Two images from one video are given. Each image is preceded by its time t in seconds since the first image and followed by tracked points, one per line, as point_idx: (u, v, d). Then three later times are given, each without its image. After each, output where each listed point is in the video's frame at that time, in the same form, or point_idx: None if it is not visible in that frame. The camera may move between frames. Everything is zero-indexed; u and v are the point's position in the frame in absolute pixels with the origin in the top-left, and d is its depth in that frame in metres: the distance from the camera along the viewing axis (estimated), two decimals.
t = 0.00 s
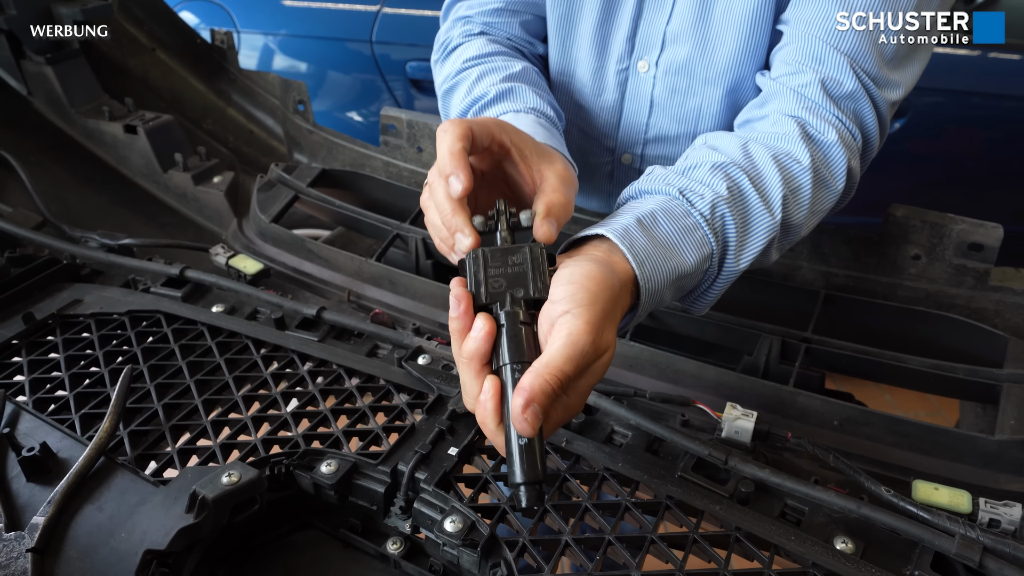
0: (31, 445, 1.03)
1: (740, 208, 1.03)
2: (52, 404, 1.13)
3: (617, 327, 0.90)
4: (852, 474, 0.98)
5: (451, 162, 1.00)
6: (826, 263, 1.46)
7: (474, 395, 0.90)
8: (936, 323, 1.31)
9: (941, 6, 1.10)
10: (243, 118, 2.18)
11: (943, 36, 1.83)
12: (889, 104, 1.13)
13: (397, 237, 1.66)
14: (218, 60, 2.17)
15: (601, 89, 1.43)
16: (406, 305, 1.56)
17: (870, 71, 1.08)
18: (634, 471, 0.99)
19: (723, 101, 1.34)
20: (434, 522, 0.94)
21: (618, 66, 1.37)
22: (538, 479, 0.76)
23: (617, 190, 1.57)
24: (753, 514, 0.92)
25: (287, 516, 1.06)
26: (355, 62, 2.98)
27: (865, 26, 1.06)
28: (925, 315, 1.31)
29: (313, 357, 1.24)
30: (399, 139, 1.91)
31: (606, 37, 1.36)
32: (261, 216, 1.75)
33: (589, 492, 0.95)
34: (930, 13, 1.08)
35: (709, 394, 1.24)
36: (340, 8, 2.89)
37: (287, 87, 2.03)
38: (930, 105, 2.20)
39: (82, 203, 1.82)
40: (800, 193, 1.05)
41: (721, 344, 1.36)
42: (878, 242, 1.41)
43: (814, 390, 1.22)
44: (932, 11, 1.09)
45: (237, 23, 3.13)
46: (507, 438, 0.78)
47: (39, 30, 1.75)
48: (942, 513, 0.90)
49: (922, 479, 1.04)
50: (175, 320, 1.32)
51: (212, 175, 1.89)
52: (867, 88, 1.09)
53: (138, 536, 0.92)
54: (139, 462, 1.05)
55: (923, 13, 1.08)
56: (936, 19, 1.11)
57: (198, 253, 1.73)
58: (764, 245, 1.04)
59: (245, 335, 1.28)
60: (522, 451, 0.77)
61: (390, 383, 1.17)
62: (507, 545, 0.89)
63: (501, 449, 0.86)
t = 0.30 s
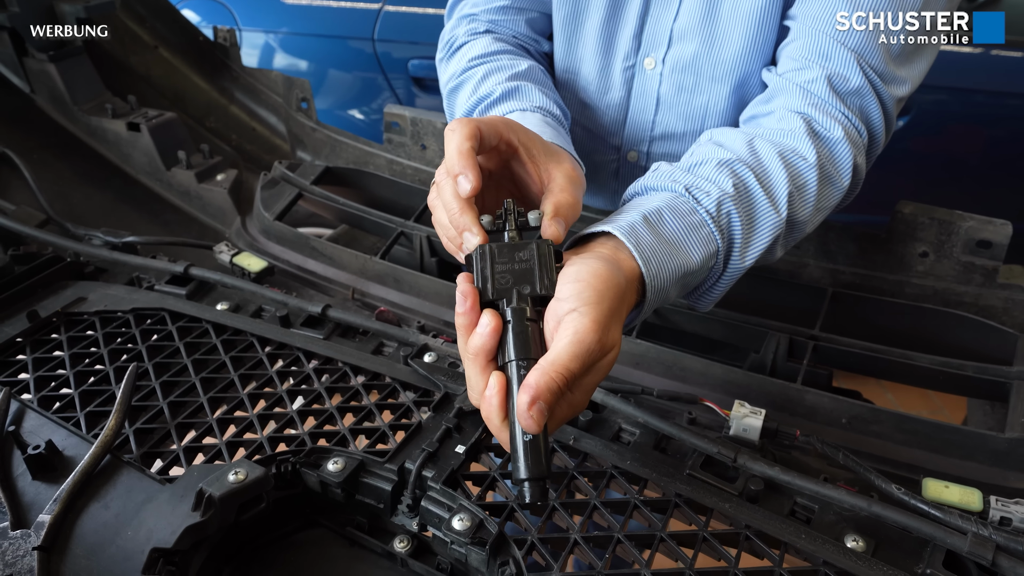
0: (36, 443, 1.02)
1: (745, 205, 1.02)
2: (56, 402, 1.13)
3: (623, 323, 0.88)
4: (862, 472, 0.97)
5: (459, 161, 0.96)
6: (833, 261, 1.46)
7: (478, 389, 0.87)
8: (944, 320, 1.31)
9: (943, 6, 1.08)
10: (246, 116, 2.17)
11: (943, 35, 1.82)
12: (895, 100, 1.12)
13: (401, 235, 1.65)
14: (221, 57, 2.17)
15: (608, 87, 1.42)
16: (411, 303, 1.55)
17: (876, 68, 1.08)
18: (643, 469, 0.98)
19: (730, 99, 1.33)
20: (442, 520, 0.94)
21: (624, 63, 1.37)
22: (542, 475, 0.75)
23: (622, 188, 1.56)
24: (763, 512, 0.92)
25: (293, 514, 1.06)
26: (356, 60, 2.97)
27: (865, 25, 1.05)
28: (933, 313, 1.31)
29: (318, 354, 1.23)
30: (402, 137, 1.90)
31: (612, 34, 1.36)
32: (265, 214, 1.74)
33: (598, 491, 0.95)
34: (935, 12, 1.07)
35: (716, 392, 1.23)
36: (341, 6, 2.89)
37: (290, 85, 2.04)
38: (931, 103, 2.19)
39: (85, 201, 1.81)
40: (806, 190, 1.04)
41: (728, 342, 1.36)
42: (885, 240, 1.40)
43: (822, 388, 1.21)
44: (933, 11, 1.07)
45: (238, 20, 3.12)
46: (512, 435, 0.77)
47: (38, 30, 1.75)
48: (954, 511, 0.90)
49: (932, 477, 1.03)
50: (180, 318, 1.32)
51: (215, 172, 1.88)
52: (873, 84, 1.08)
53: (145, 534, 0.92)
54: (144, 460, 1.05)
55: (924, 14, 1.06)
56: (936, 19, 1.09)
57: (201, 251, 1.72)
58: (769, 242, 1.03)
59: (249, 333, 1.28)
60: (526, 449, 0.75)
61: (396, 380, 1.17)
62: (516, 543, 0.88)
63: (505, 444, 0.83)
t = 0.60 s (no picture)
0: (38, 442, 1.02)
1: (748, 203, 1.02)
2: (58, 402, 1.13)
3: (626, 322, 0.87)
4: (864, 469, 0.98)
5: (465, 170, 0.92)
6: (833, 259, 1.46)
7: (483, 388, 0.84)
8: (944, 318, 1.31)
9: (944, 6, 1.08)
10: (246, 114, 2.17)
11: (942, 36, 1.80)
12: (897, 99, 1.13)
13: (402, 234, 1.65)
14: (221, 56, 2.17)
15: (609, 87, 1.42)
16: (412, 302, 1.55)
17: (878, 66, 1.08)
18: (646, 467, 0.98)
19: (732, 98, 1.33)
20: (446, 519, 0.94)
21: (626, 62, 1.36)
22: (547, 472, 0.74)
23: (624, 186, 1.56)
24: (765, 510, 0.92)
25: (296, 513, 1.06)
26: (355, 58, 2.97)
27: (865, 25, 1.05)
28: (933, 311, 1.31)
29: (320, 353, 1.23)
30: (403, 136, 1.90)
31: (614, 33, 1.36)
32: (265, 213, 1.74)
33: (602, 489, 0.95)
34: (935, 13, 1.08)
35: (718, 390, 1.23)
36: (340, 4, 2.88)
37: (290, 83, 2.04)
38: (929, 101, 2.20)
39: (85, 200, 1.81)
40: (809, 189, 1.04)
41: (729, 340, 1.36)
42: (886, 238, 1.40)
43: (823, 385, 1.21)
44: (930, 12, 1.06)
45: (237, 19, 3.11)
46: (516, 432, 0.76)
47: (38, 30, 1.75)
48: (956, 508, 0.90)
49: (933, 475, 1.04)
50: (181, 317, 1.32)
51: (215, 171, 1.88)
52: (875, 82, 1.09)
53: (148, 534, 0.92)
54: (147, 459, 1.05)
55: (921, 15, 1.06)
56: (936, 19, 1.08)
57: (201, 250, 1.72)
58: (771, 239, 1.03)
59: (251, 332, 1.27)
60: (531, 446, 0.75)
61: (399, 379, 1.17)
62: (520, 541, 0.89)
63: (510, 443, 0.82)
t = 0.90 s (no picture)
0: (40, 439, 1.02)
1: (749, 193, 1.02)
2: (59, 398, 1.13)
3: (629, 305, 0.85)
4: (865, 465, 0.98)
5: (465, 164, 0.91)
6: (833, 255, 1.46)
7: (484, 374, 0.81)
8: (944, 314, 1.31)
9: (945, 5, 1.08)
10: (245, 111, 2.17)
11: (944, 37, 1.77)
12: (901, 95, 1.13)
13: (402, 231, 1.66)
14: (220, 53, 2.17)
15: (609, 82, 1.42)
16: (413, 299, 1.56)
17: (882, 62, 1.08)
18: (647, 463, 0.99)
19: (734, 93, 1.33)
20: (448, 515, 0.94)
21: (627, 58, 1.36)
22: (555, 455, 0.72)
23: (624, 182, 1.56)
24: (767, 505, 0.92)
25: (298, 509, 1.06)
26: (354, 56, 2.96)
27: (866, 25, 1.05)
28: (933, 306, 1.31)
29: (322, 350, 1.24)
30: (402, 133, 1.90)
31: (615, 29, 1.35)
32: (266, 210, 1.74)
33: (603, 484, 0.95)
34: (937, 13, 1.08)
35: (719, 386, 1.24)
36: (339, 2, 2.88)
37: (290, 81, 2.04)
38: (927, 99, 2.20)
39: (84, 197, 1.81)
40: (810, 182, 1.05)
41: (730, 336, 1.36)
42: (885, 234, 1.40)
43: (824, 381, 1.22)
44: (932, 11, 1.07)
45: (236, 16, 3.11)
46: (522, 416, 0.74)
47: (39, 30, 1.77)
48: (956, 502, 0.90)
49: (934, 470, 1.04)
50: (182, 313, 1.32)
51: (215, 168, 1.88)
52: (879, 79, 1.09)
53: (150, 530, 0.92)
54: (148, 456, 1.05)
55: (923, 14, 1.07)
56: (936, 18, 1.09)
57: (201, 247, 1.72)
58: (772, 230, 1.03)
59: (252, 329, 1.28)
60: (537, 430, 0.72)
61: (400, 375, 1.17)
62: (521, 537, 0.89)
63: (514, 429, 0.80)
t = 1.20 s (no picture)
0: (36, 433, 1.02)
1: (750, 183, 1.01)
2: (56, 392, 1.12)
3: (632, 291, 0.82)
4: (865, 457, 0.98)
5: (463, 151, 0.89)
6: (833, 249, 1.46)
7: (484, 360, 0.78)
8: (943, 306, 1.31)
9: (944, 5, 1.09)
10: (242, 105, 2.16)
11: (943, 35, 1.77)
12: (902, 87, 1.13)
13: (400, 224, 1.65)
14: (217, 46, 2.13)
15: (609, 72, 1.41)
16: (411, 292, 1.55)
17: (882, 54, 1.08)
18: (647, 455, 0.99)
19: (734, 85, 1.33)
20: (447, 508, 0.94)
21: (626, 49, 1.36)
22: (558, 442, 0.69)
23: (623, 175, 1.55)
24: (766, 497, 0.92)
25: (297, 502, 1.05)
26: (352, 50, 2.94)
27: (866, 26, 1.05)
28: (933, 299, 1.30)
29: (320, 343, 1.23)
30: (400, 126, 1.89)
31: (614, 20, 1.35)
32: (263, 204, 1.74)
33: (603, 477, 0.95)
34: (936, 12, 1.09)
35: (718, 379, 1.24)
36: None
37: (287, 72, 1.99)
38: (925, 92, 2.19)
39: (81, 190, 1.80)
40: (811, 173, 1.04)
41: (729, 329, 1.36)
42: (885, 227, 1.40)
43: (823, 374, 1.22)
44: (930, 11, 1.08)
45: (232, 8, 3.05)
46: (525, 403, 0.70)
47: (38, 30, 1.79)
48: (957, 494, 0.90)
49: (933, 462, 1.04)
50: (180, 307, 1.31)
51: (212, 162, 1.87)
52: (880, 70, 1.08)
53: (148, 523, 0.92)
54: (146, 449, 1.04)
55: (921, 14, 1.07)
56: (936, 18, 1.10)
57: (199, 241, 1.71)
58: (772, 221, 1.03)
59: (250, 322, 1.27)
60: (540, 416, 0.69)
61: (398, 368, 1.17)
62: (521, 529, 0.89)
63: (515, 417, 0.76)
